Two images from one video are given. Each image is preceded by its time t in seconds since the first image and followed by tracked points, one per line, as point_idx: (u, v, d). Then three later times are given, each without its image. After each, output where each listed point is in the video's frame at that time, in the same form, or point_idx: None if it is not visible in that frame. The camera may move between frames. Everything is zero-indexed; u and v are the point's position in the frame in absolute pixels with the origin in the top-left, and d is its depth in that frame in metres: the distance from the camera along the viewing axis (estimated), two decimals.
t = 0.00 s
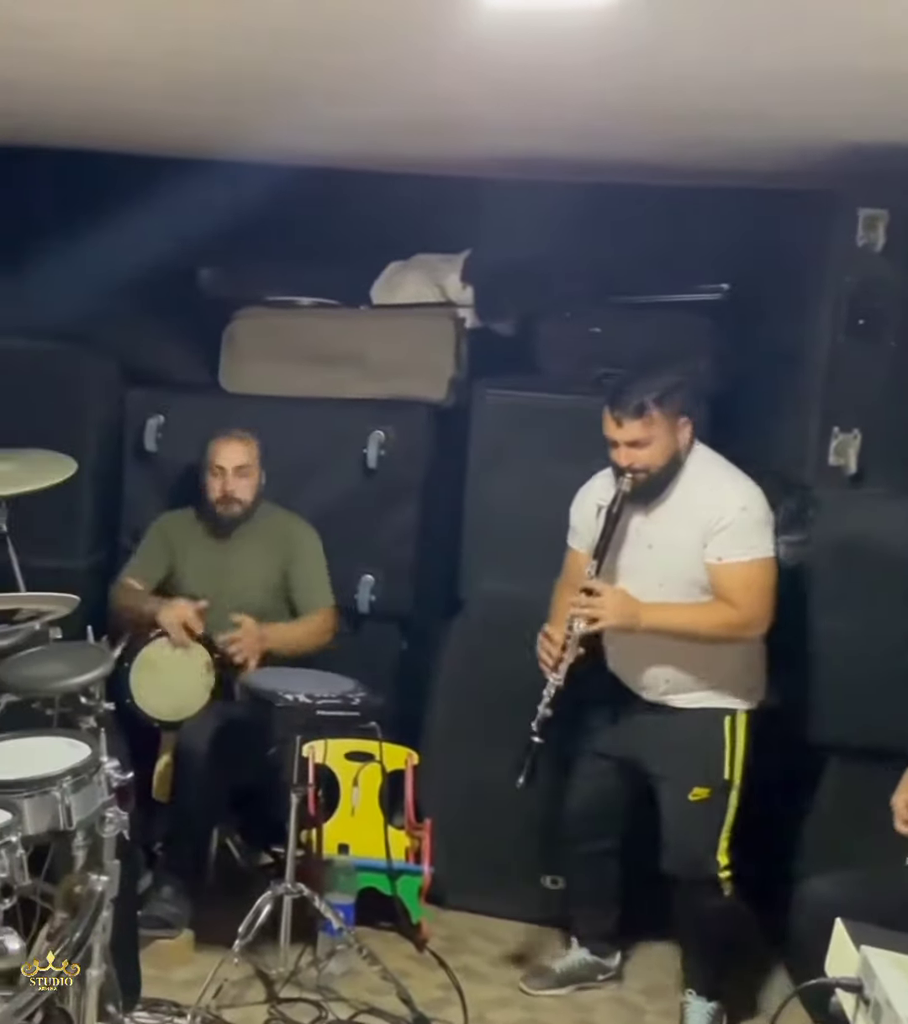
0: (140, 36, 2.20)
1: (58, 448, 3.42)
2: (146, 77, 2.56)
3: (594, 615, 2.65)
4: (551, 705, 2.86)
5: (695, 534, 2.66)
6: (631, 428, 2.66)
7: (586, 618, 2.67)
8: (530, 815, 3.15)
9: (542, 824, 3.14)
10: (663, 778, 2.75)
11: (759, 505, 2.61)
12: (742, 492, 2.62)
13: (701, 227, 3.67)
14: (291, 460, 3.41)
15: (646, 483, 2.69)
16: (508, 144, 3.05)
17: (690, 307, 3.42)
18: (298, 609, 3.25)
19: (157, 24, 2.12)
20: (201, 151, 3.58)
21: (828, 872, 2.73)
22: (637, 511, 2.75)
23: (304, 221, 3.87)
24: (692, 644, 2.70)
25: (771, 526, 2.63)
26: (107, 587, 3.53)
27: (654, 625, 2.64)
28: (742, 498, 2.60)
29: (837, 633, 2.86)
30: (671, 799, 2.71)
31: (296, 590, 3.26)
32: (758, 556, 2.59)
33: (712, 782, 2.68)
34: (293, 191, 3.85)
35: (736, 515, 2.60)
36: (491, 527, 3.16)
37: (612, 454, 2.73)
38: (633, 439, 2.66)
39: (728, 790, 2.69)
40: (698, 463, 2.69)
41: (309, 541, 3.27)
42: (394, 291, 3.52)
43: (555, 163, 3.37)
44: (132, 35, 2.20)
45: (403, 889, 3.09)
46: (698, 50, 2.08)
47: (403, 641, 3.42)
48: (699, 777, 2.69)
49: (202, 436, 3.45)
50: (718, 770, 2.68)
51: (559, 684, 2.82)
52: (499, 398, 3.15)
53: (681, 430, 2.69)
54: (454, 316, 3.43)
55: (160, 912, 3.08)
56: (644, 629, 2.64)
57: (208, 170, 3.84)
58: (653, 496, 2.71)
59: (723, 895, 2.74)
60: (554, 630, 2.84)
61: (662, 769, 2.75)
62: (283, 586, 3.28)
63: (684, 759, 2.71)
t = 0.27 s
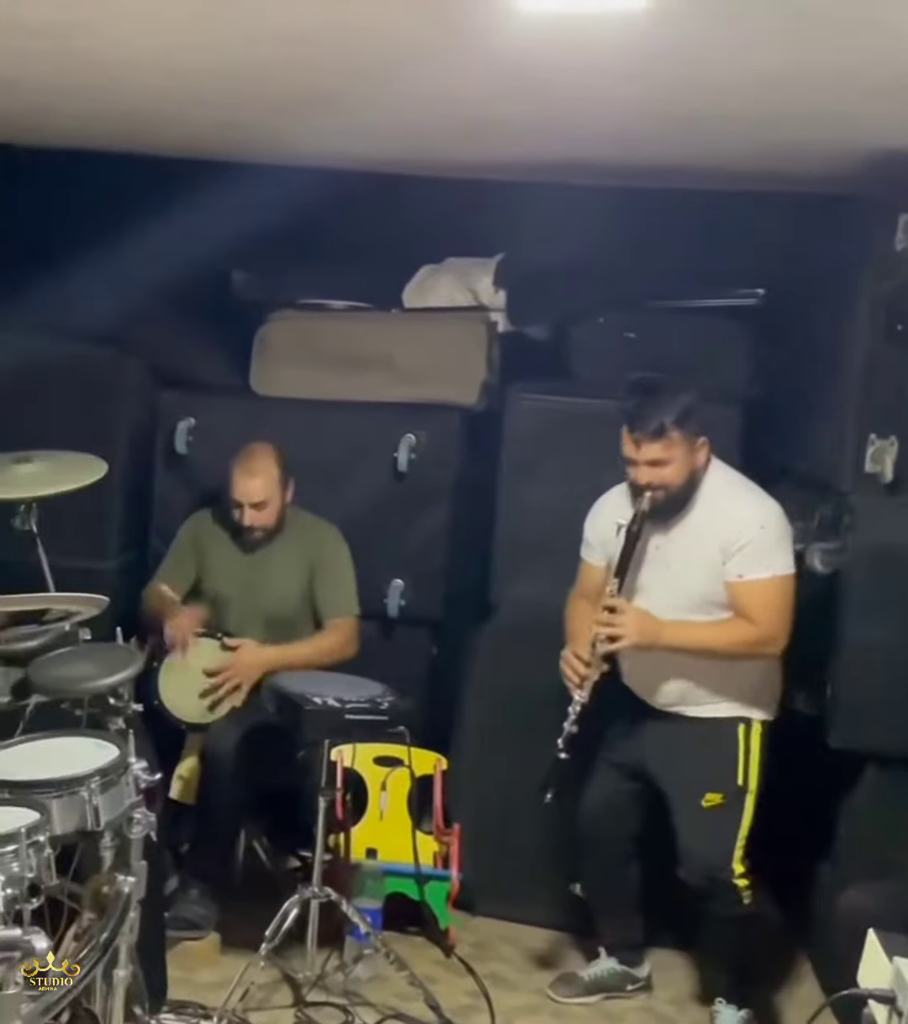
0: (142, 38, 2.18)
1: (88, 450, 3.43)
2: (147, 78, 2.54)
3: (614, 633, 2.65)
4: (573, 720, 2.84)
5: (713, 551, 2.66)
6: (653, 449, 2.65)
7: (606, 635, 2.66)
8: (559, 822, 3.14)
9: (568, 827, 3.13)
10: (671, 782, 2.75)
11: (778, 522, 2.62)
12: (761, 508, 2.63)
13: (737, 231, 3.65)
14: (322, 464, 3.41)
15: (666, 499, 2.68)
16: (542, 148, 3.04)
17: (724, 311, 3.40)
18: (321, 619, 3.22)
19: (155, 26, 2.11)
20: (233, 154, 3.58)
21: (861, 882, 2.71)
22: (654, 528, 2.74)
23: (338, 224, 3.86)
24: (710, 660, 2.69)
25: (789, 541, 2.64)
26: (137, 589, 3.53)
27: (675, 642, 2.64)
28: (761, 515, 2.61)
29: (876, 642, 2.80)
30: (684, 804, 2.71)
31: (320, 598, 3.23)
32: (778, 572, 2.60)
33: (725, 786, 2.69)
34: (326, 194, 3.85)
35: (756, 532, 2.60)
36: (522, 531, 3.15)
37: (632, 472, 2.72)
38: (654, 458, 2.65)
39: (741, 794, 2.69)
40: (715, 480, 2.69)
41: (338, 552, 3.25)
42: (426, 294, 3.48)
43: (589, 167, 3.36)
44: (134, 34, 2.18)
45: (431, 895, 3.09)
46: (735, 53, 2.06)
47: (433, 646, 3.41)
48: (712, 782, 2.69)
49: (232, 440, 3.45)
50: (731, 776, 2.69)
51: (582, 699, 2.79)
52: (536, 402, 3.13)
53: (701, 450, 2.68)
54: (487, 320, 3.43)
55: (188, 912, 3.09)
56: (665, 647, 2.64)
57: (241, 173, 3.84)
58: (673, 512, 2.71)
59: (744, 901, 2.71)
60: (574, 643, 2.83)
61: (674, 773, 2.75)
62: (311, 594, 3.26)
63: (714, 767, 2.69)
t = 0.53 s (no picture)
0: (156, 38, 2.17)
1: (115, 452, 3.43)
2: (146, 78, 2.53)
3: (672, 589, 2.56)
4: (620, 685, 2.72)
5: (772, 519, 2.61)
6: (724, 405, 2.62)
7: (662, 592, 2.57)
8: (589, 828, 3.11)
9: (600, 835, 3.10)
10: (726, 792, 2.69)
11: (841, 493, 2.59)
12: (822, 478, 2.60)
13: (770, 234, 3.62)
14: (351, 467, 3.40)
15: (728, 462, 2.63)
16: (573, 150, 3.02)
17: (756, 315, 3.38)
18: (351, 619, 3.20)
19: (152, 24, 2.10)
20: (262, 156, 3.57)
21: (893, 892, 2.67)
22: (709, 498, 2.69)
23: (367, 227, 3.86)
24: (764, 634, 2.63)
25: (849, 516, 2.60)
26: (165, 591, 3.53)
27: (732, 604, 2.56)
28: (825, 483, 2.58)
29: None
30: (735, 816, 2.67)
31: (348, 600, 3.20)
32: (840, 540, 2.55)
33: (778, 800, 2.63)
34: (355, 196, 3.84)
35: (819, 498, 2.57)
36: (552, 534, 3.13)
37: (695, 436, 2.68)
38: (723, 414, 2.62)
39: (794, 808, 2.64)
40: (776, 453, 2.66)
41: (359, 550, 3.24)
42: (454, 297, 3.50)
43: (621, 170, 3.34)
44: (136, 34, 2.17)
45: (457, 901, 3.07)
46: (769, 54, 2.04)
47: (461, 650, 3.39)
48: (764, 794, 2.64)
49: (260, 442, 3.44)
50: (784, 788, 2.63)
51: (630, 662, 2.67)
52: (563, 405, 3.13)
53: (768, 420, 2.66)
54: (516, 322, 3.44)
55: (214, 916, 3.05)
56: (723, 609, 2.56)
57: (271, 176, 3.83)
58: (730, 482, 2.66)
59: (785, 915, 2.67)
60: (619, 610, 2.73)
61: (725, 783, 2.69)
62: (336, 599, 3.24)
63: (746, 773, 2.65)
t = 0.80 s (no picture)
0: (180, 38, 2.16)
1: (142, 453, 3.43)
2: (142, 79, 2.53)
3: (734, 598, 2.53)
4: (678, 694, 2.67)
5: (830, 525, 2.59)
6: (786, 412, 2.61)
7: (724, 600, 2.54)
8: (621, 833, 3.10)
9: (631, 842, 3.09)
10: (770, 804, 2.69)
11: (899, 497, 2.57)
12: (880, 483, 2.58)
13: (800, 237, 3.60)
14: (379, 470, 3.39)
15: (789, 471, 2.61)
16: (602, 152, 3.01)
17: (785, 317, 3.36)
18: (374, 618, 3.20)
19: (167, 25, 2.10)
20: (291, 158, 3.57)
21: None
22: (767, 504, 2.66)
23: (395, 230, 3.85)
24: (820, 641, 2.61)
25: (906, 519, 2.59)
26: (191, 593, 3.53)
27: (794, 612, 2.53)
28: (884, 486, 2.56)
29: None
30: (779, 827, 2.66)
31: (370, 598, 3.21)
32: (900, 544, 2.54)
33: (825, 813, 2.63)
34: (383, 199, 3.84)
35: (878, 502, 2.55)
36: (582, 536, 3.13)
37: (754, 441, 2.65)
38: (786, 422, 2.60)
39: (839, 822, 2.64)
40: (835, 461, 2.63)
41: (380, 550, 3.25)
42: (483, 302, 3.48)
43: (651, 172, 3.33)
44: (147, 35, 2.17)
45: (485, 905, 3.05)
46: (802, 56, 2.03)
47: (489, 654, 3.37)
48: (810, 807, 2.64)
49: (287, 445, 3.44)
50: (831, 802, 2.63)
51: (690, 669, 2.63)
52: (593, 407, 3.13)
53: (828, 430, 2.64)
54: (546, 324, 3.44)
55: (240, 919, 3.07)
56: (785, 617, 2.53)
57: (299, 178, 3.83)
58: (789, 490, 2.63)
59: (826, 930, 2.66)
60: (674, 617, 2.69)
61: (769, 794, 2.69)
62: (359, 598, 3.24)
63: (792, 786, 2.65)
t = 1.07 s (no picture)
0: (211, 37, 2.15)
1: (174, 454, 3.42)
2: (151, 79, 2.53)
3: (789, 612, 2.49)
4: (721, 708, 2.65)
5: (885, 536, 2.55)
6: (846, 421, 2.52)
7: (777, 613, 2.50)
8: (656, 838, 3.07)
9: (668, 847, 3.06)
10: (816, 813, 2.66)
11: None
12: None
13: (837, 236, 3.56)
14: (412, 471, 3.38)
15: (846, 481, 2.54)
16: (637, 152, 2.99)
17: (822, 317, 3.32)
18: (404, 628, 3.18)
19: (196, 23, 2.09)
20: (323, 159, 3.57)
21: None
22: (822, 514, 2.60)
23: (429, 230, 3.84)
24: (870, 654, 2.58)
25: None
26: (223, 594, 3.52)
27: (848, 627, 2.49)
28: None
29: None
30: (824, 836, 2.62)
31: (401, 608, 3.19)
32: None
33: (872, 823, 2.59)
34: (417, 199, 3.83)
35: None
36: (616, 539, 3.11)
37: (811, 448, 2.58)
38: (846, 431, 2.52)
39: (887, 834, 2.60)
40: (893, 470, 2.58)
41: (412, 556, 3.22)
42: (518, 299, 3.49)
43: (687, 172, 3.30)
44: (170, 35, 2.17)
45: (518, 909, 3.03)
46: (841, 54, 2.01)
47: (522, 656, 3.35)
48: (857, 817, 2.60)
49: (320, 446, 3.43)
50: (879, 813, 2.59)
51: (735, 681, 2.61)
52: (628, 408, 3.12)
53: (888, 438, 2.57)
54: (582, 325, 3.41)
55: (271, 920, 3.07)
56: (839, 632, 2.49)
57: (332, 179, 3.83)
58: (845, 500, 2.57)
59: (869, 940, 2.62)
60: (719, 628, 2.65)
61: (816, 802, 2.66)
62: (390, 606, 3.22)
63: (838, 795, 2.62)
